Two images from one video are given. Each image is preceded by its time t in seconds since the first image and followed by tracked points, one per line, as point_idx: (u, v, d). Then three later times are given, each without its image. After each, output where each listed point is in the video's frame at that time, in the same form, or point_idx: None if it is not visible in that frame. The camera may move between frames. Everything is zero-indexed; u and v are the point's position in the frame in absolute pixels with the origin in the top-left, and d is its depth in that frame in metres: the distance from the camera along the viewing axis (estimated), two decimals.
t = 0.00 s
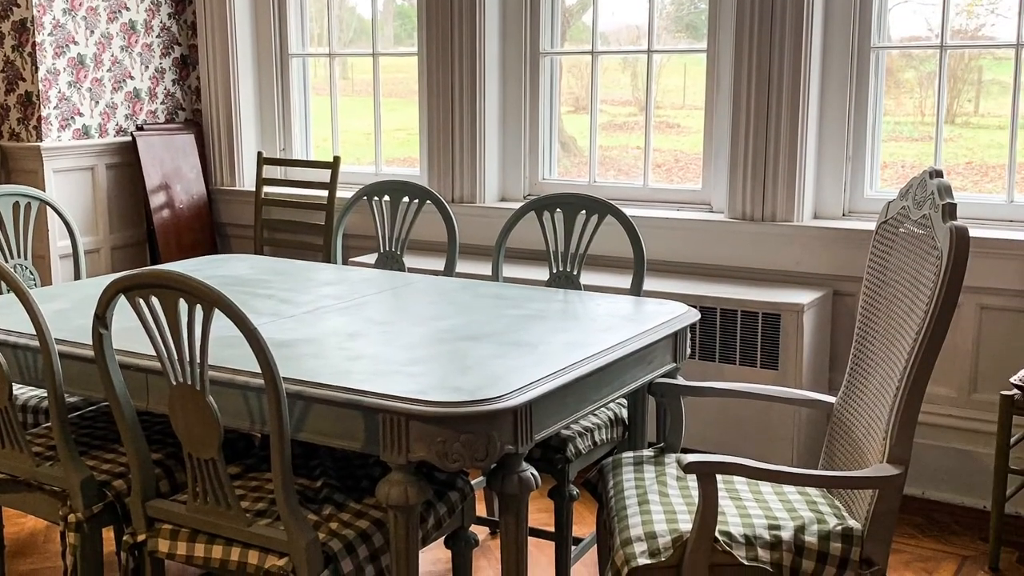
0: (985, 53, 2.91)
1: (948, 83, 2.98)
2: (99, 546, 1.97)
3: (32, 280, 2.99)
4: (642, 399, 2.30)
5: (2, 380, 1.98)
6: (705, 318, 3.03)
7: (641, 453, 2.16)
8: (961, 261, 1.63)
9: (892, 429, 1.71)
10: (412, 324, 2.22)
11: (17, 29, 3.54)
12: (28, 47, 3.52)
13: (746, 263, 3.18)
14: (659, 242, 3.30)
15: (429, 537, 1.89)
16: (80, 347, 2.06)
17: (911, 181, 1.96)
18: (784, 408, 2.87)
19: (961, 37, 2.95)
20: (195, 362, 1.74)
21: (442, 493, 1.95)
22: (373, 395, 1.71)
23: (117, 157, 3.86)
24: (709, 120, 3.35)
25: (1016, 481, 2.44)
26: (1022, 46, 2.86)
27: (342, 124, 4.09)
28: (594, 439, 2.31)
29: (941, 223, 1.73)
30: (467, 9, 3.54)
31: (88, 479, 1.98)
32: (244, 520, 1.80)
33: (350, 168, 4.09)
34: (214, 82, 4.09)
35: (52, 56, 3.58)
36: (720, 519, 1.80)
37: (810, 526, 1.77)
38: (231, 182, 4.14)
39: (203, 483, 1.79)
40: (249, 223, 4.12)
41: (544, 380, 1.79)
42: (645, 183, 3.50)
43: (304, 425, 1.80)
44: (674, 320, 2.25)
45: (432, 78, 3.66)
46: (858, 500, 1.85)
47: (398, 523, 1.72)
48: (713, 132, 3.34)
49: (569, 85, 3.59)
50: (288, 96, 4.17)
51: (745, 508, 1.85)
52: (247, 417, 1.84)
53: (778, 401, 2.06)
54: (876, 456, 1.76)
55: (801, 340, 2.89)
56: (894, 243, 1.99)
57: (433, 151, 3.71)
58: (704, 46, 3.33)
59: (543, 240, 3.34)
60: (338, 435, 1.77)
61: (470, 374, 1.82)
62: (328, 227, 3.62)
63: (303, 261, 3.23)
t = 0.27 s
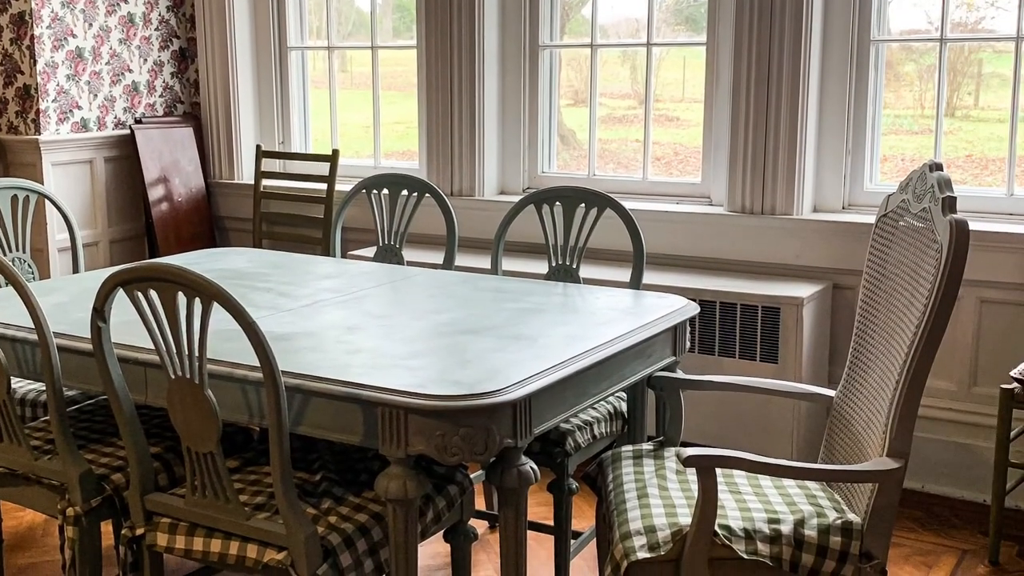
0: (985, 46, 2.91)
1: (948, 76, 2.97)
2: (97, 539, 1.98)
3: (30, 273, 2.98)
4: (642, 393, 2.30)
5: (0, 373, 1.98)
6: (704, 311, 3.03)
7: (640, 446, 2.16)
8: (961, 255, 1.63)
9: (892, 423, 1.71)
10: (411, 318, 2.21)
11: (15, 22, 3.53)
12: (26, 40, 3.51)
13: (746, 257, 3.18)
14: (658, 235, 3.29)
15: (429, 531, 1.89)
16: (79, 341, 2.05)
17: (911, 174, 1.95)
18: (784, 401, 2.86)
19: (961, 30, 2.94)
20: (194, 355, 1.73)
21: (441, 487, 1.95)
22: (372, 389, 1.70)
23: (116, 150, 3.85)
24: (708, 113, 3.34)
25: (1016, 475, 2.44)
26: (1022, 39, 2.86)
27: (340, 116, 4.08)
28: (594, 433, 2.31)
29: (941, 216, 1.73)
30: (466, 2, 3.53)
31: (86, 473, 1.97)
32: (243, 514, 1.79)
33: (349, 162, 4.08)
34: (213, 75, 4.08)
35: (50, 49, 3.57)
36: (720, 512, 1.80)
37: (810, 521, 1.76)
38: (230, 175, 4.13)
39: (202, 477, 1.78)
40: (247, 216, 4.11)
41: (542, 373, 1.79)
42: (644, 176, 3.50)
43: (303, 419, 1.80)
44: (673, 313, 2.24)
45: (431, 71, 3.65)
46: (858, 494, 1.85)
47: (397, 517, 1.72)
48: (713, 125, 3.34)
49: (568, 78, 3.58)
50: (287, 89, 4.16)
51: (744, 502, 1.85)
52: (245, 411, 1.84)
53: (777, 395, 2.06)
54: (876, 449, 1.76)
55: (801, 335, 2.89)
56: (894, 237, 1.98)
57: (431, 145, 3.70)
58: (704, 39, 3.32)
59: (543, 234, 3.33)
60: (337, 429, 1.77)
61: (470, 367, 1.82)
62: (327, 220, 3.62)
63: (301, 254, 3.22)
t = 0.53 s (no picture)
0: (985, 39, 2.90)
1: (948, 69, 2.97)
2: (96, 533, 1.97)
3: (28, 267, 2.97)
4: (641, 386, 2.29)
5: None
6: (704, 304, 3.03)
7: (639, 440, 2.16)
8: (961, 248, 1.63)
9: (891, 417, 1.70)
10: (410, 311, 2.21)
11: (13, 15, 3.52)
12: (24, 33, 3.50)
13: (745, 250, 3.17)
14: (658, 229, 3.29)
15: (427, 525, 1.88)
16: (77, 334, 2.05)
17: (911, 167, 1.94)
18: (783, 395, 2.86)
19: (961, 23, 2.93)
20: (192, 349, 1.72)
21: (440, 481, 1.94)
22: (371, 382, 1.70)
23: (114, 143, 3.84)
24: (708, 107, 3.34)
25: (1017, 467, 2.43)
26: (1022, 32, 2.85)
27: (339, 110, 4.07)
28: (593, 426, 2.31)
29: (941, 210, 1.72)
30: None
31: (84, 467, 1.96)
32: (242, 508, 1.79)
33: (348, 155, 4.07)
34: (211, 68, 4.07)
35: (49, 42, 3.56)
36: (719, 506, 1.80)
37: (810, 514, 1.76)
38: (228, 168, 4.12)
39: (200, 471, 1.78)
40: (246, 210, 4.10)
41: (541, 367, 1.78)
42: (644, 170, 3.49)
43: (302, 412, 1.79)
44: (672, 307, 2.23)
45: (430, 64, 3.63)
46: (857, 487, 1.85)
47: (397, 512, 1.72)
48: (713, 118, 3.33)
49: (567, 71, 3.57)
50: (285, 82, 4.15)
51: (744, 495, 1.85)
52: (244, 405, 1.83)
53: (777, 388, 2.06)
54: (876, 443, 1.75)
55: (801, 328, 2.88)
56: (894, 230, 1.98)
57: (430, 138, 3.69)
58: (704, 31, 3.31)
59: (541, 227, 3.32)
60: (336, 423, 1.76)
61: (469, 361, 1.81)
62: (326, 213, 3.61)
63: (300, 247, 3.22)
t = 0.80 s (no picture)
0: (985, 32, 2.89)
1: (948, 62, 2.96)
2: (94, 527, 1.97)
3: (27, 260, 2.97)
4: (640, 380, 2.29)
5: None
6: (703, 298, 3.02)
7: (639, 433, 2.15)
8: (960, 242, 1.62)
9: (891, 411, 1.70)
10: (409, 305, 2.20)
11: (12, 8, 3.51)
12: (23, 27, 3.49)
13: (745, 244, 3.17)
14: (657, 222, 3.28)
15: (426, 518, 1.88)
16: (76, 328, 2.05)
17: (911, 161, 1.94)
18: (782, 388, 2.86)
19: (961, 16, 2.93)
20: (190, 343, 1.72)
21: (439, 474, 1.94)
22: (369, 376, 1.69)
23: (113, 136, 3.83)
24: (707, 100, 3.33)
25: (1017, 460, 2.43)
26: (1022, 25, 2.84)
27: (338, 103, 4.06)
28: (592, 420, 2.31)
29: (940, 203, 1.71)
30: None
31: (83, 461, 1.96)
32: (241, 502, 1.79)
33: (346, 148, 4.06)
34: (210, 61, 4.06)
35: (47, 35, 3.55)
36: (719, 500, 1.79)
37: (809, 508, 1.76)
38: (227, 161, 4.11)
39: (199, 465, 1.78)
40: (245, 203, 4.09)
41: (540, 361, 1.78)
42: (643, 163, 3.48)
43: (300, 406, 1.79)
44: (672, 300, 2.23)
45: (429, 56, 3.62)
46: (857, 481, 1.85)
47: (396, 506, 1.72)
48: (712, 111, 3.32)
49: (566, 64, 3.56)
50: (284, 75, 4.14)
51: (744, 489, 1.84)
52: (243, 398, 1.83)
53: (776, 382, 2.05)
54: (876, 437, 1.75)
55: (801, 321, 2.88)
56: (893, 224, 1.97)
57: (429, 131, 3.68)
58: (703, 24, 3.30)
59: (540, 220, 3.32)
60: (335, 416, 1.76)
61: (468, 354, 1.81)
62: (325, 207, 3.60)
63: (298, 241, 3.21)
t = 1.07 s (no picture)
0: (985, 25, 2.89)
1: (948, 55, 2.95)
2: (93, 521, 1.97)
3: (25, 254, 2.96)
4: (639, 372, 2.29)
5: None
6: (702, 291, 3.02)
7: (638, 427, 2.15)
8: (960, 235, 1.62)
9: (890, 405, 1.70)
10: (408, 298, 2.20)
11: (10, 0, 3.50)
12: (21, 20, 3.48)
13: (744, 237, 3.16)
14: (657, 215, 3.27)
15: (425, 512, 1.88)
16: (74, 321, 2.04)
17: (910, 154, 1.93)
18: (782, 382, 2.86)
19: (961, 9, 2.92)
20: (189, 336, 1.71)
21: (438, 468, 1.94)
22: (367, 370, 1.69)
23: (111, 129, 3.82)
24: (707, 93, 3.32)
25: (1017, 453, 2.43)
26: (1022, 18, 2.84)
27: (338, 98, 4.05)
28: (591, 413, 2.30)
29: (940, 196, 1.71)
30: None
31: (81, 455, 1.96)
32: (239, 496, 1.78)
33: (345, 141, 4.06)
34: (208, 54, 4.05)
35: (45, 28, 3.54)
36: (719, 494, 1.79)
37: (809, 502, 1.76)
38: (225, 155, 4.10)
39: (198, 459, 1.77)
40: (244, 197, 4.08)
41: (539, 354, 1.77)
42: (642, 156, 3.48)
43: (299, 399, 1.79)
44: (671, 294, 2.22)
45: (428, 49, 3.61)
46: (857, 475, 1.84)
47: (395, 501, 1.71)
48: (712, 104, 3.32)
49: (565, 57, 3.55)
50: (283, 68, 4.13)
51: (743, 483, 1.84)
52: (241, 392, 1.83)
53: (776, 375, 2.05)
54: (876, 431, 1.75)
55: (801, 314, 2.88)
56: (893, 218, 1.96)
57: (428, 125, 3.67)
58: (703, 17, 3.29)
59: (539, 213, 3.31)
60: (333, 410, 1.75)
61: (468, 348, 1.81)
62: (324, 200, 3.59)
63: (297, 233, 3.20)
